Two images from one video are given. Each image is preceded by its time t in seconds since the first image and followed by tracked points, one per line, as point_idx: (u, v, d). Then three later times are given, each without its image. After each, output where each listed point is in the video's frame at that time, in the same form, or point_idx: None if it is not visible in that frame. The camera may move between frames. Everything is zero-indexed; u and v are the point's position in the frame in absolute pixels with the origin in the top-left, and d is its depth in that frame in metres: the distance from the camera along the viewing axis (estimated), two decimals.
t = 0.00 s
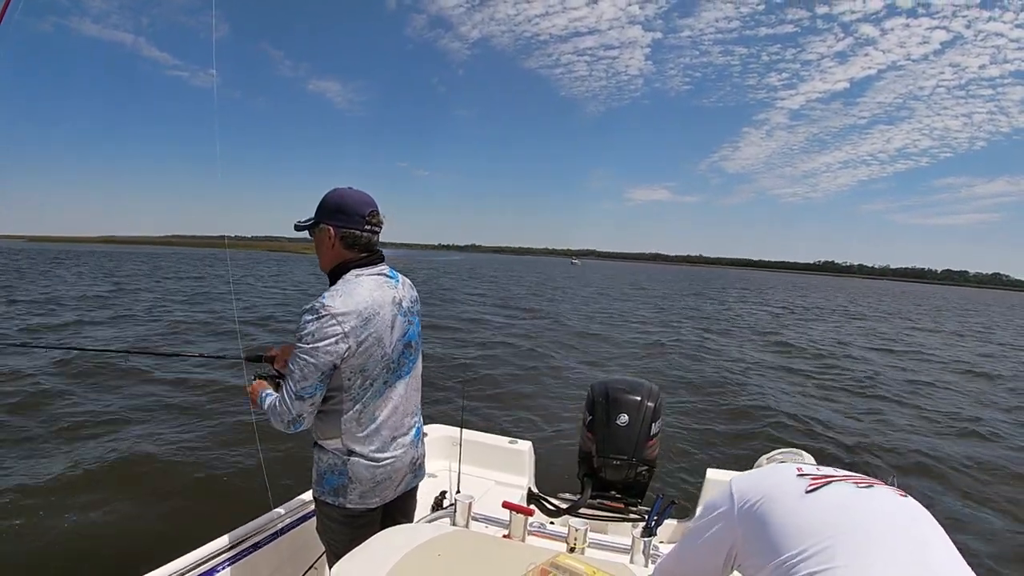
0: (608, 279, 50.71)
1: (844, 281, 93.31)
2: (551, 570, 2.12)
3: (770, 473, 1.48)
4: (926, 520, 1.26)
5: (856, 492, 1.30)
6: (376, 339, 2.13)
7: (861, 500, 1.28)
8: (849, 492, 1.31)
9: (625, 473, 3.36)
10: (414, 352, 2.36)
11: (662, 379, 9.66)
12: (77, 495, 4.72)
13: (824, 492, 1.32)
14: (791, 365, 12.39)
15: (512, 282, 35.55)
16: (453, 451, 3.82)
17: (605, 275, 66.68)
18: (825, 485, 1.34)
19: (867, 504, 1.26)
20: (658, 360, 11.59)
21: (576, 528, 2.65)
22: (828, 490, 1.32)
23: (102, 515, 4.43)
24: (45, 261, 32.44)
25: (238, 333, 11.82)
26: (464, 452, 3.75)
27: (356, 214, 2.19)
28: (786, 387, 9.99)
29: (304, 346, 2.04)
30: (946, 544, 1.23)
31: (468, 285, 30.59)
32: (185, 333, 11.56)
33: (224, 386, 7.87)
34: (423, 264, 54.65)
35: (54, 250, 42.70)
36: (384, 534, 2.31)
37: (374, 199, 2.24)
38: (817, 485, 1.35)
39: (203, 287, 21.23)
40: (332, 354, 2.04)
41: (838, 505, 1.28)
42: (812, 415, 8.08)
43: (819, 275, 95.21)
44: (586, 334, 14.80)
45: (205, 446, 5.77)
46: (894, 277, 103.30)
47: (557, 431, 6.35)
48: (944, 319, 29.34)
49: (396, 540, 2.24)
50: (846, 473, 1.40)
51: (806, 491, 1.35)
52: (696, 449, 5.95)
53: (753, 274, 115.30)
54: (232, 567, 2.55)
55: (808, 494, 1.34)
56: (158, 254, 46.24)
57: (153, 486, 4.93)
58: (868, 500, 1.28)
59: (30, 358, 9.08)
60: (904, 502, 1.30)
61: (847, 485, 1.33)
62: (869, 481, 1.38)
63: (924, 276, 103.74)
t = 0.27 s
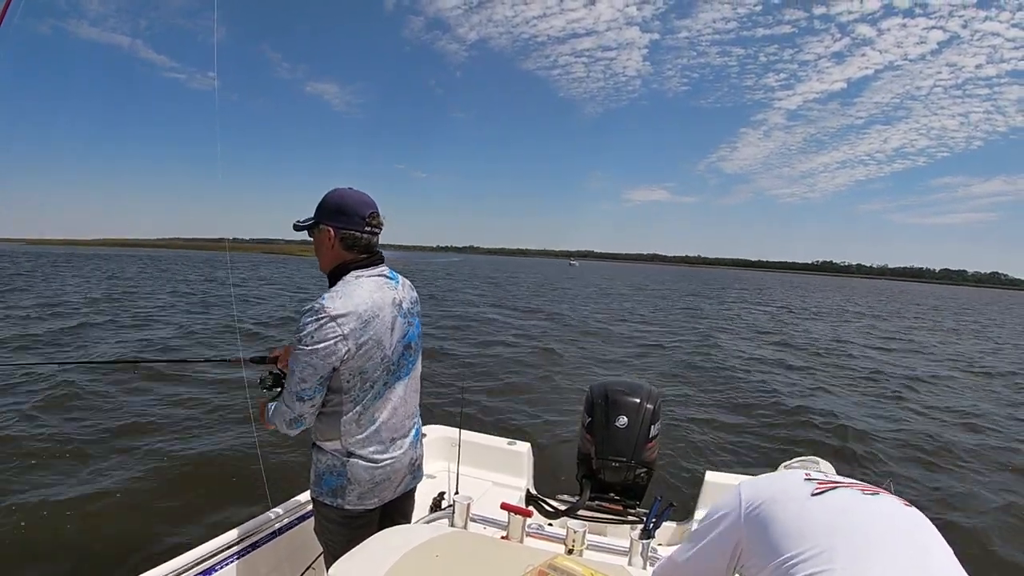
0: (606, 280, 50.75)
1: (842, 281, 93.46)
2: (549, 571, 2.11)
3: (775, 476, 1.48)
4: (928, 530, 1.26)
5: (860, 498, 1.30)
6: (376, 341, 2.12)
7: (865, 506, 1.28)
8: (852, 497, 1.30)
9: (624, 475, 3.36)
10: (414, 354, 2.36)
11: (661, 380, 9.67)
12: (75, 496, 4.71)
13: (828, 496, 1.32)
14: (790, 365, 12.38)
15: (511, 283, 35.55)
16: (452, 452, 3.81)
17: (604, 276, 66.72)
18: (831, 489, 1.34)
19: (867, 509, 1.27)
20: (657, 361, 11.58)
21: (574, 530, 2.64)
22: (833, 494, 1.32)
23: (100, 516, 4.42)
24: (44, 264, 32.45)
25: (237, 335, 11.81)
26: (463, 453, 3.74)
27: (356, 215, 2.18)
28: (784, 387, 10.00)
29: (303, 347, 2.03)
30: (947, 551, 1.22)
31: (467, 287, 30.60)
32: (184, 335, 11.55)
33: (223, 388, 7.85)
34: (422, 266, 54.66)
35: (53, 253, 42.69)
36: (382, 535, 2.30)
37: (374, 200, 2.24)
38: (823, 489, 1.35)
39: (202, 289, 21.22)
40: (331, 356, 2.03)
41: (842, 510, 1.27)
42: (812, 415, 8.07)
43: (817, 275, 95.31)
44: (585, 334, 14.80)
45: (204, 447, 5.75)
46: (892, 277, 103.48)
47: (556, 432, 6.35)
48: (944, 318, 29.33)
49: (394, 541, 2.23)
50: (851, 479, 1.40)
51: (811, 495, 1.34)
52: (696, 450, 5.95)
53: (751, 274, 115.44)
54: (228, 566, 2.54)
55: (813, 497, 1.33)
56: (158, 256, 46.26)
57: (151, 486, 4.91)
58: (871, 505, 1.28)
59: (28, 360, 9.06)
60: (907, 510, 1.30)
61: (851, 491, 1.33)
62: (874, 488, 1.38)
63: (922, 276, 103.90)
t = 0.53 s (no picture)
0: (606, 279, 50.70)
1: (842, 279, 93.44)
2: (549, 573, 2.11)
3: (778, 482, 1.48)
4: (933, 536, 1.25)
5: (865, 503, 1.29)
6: (374, 344, 2.11)
7: (869, 511, 1.27)
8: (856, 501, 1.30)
9: (624, 476, 3.35)
10: (413, 356, 2.35)
11: (661, 379, 9.67)
12: (75, 501, 4.72)
13: (833, 502, 1.31)
14: (791, 364, 12.37)
15: (512, 283, 35.52)
16: (452, 453, 3.80)
17: (603, 276, 66.73)
18: (837, 495, 1.33)
19: (872, 515, 1.26)
20: (658, 360, 11.57)
21: (574, 532, 2.64)
22: (838, 499, 1.32)
23: (100, 522, 4.42)
24: (46, 266, 32.51)
25: (236, 338, 11.81)
26: (462, 455, 3.74)
27: (354, 218, 2.17)
28: (784, 386, 10.01)
29: (300, 349, 2.02)
30: (950, 556, 1.22)
31: (468, 287, 30.60)
32: (184, 338, 11.54)
33: (223, 390, 7.86)
34: (422, 267, 54.63)
35: (54, 256, 42.73)
36: (382, 537, 2.29)
37: (372, 202, 2.23)
38: (829, 495, 1.34)
39: (202, 291, 21.19)
40: (329, 358, 2.02)
41: (844, 514, 1.27)
42: (812, 414, 8.07)
43: (817, 273, 95.34)
44: (586, 334, 14.79)
45: (203, 450, 5.75)
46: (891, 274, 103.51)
47: (557, 433, 6.35)
48: (945, 316, 29.29)
49: (394, 544, 2.22)
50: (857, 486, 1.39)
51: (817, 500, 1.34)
52: (696, 451, 5.94)
53: (750, 273, 115.44)
54: (228, 567, 2.53)
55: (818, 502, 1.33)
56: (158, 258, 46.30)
57: (150, 492, 4.91)
58: (875, 510, 1.27)
59: (28, 364, 9.06)
60: (915, 519, 1.29)
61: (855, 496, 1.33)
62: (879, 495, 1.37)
63: (920, 273, 104.04)
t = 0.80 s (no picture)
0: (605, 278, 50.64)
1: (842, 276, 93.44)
2: (548, 573, 2.10)
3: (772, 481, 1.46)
4: (931, 534, 1.25)
5: (863, 502, 1.28)
6: (373, 343, 2.10)
7: (867, 509, 1.26)
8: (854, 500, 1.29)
9: (623, 476, 3.35)
10: (412, 356, 2.33)
11: (662, 378, 9.68)
12: (75, 502, 4.72)
13: (830, 501, 1.30)
14: (792, 361, 12.36)
15: (512, 283, 35.50)
16: (451, 453, 3.80)
17: (603, 274, 66.70)
18: (832, 493, 1.32)
19: (869, 513, 1.25)
20: (659, 359, 11.58)
21: (573, 532, 2.63)
22: (834, 497, 1.31)
23: (99, 522, 4.42)
24: (47, 269, 32.58)
25: (236, 339, 11.81)
26: (461, 454, 3.73)
27: (352, 218, 2.16)
28: (785, 383, 10.01)
29: (298, 348, 2.01)
30: (949, 555, 1.21)
31: (467, 287, 30.57)
32: (184, 340, 11.54)
33: (223, 392, 7.86)
34: (422, 267, 54.65)
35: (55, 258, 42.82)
36: (380, 536, 2.28)
37: (369, 202, 2.22)
38: (821, 494, 1.33)
39: (202, 293, 21.19)
40: (327, 357, 2.01)
41: (843, 512, 1.26)
42: (812, 412, 8.07)
43: (816, 270, 95.34)
44: (587, 333, 14.80)
45: (204, 451, 5.75)
46: (890, 271, 103.56)
47: (557, 432, 6.35)
48: (946, 312, 29.27)
49: (392, 544, 2.21)
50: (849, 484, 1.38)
51: (810, 499, 1.32)
52: (697, 450, 5.94)
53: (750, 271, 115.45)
54: (227, 566, 2.52)
55: (812, 501, 1.32)
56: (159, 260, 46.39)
57: (150, 492, 4.91)
58: (873, 509, 1.26)
59: (29, 366, 9.07)
60: (910, 516, 1.28)
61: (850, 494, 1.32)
62: (873, 492, 1.36)
63: (919, 270, 104.07)
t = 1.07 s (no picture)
0: (605, 278, 50.61)
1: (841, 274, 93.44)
2: (549, 572, 2.10)
3: (770, 479, 1.46)
4: (928, 530, 1.25)
5: (861, 498, 1.29)
6: (371, 343, 2.10)
7: (864, 506, 1.27)
8: (851, 497, 1.29)
9: (624, 475, 3.35)
10: (412, 356, 2.33)
11: (662, 376, 9.68)
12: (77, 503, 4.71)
13: (827, 498, 1.30)
14: (792, 359, 12.37)
15: (511, 283, 35.50)
16: (452, 452, 3.80)
17: (602, 274, 66.69)
18: (828, 491, 1.33)
19: (867, 510, 1.25)
20: (659, 357, 11.58)
21: (574, 531, 2.63)
22: (831, 495, 1.31)
23: (101, 522, 4.41)
24: (50, 271, 32.66)
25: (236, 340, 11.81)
26: (462, 454, 3.73)
27: (355, 218, 2.16)
28: (785, 381, 10.02)
29: (296, 346, 2.01)
30: (946, 552, 1.21)
31: (467, 287, 30.56)
32: (184, 342, 11.54)
33: (224, 393, 7.86)
34: (422, 267, 54.65)
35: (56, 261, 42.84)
36: (380, 536, 2.28)
37: (372, 202, 2.23)
38: (818, 492, 1.33)
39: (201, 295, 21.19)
40: (324, 355, 2.01)
41: (840, 508, 1.26)
42: (812, 409, 8.08)
43: (815, 268, 95.37)
44: (587, 332, 14.81)
45: (204, 451, 5.76)
46: (888, 268, 103.64)
47: (558, 431, 6.35)
48: (946, 309, 29.26)
49: (391, 544, 2.20)
50: (846, 482, 1.39)
51: (807, 497, 1.33)
52: (697, 448, 5.94)
53: (749, 269, 115.47)
54: (228, 566, 2.53)
55: (808, 499, 1.32)
56: (160, 262, 46.40)
57: (152, 491, 4.91)
58: (870, 505, 1.27)
59: (29, 368, 9.07)
60: (906, 511, 1.28)
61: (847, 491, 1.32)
62: (870, 489, 1.36)
63: (918, 266, 104.12)
